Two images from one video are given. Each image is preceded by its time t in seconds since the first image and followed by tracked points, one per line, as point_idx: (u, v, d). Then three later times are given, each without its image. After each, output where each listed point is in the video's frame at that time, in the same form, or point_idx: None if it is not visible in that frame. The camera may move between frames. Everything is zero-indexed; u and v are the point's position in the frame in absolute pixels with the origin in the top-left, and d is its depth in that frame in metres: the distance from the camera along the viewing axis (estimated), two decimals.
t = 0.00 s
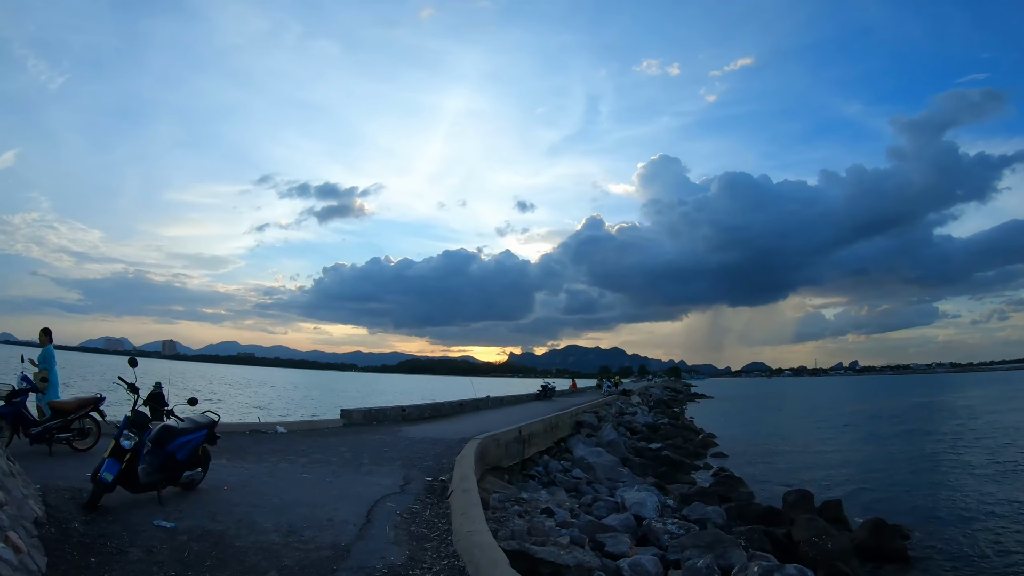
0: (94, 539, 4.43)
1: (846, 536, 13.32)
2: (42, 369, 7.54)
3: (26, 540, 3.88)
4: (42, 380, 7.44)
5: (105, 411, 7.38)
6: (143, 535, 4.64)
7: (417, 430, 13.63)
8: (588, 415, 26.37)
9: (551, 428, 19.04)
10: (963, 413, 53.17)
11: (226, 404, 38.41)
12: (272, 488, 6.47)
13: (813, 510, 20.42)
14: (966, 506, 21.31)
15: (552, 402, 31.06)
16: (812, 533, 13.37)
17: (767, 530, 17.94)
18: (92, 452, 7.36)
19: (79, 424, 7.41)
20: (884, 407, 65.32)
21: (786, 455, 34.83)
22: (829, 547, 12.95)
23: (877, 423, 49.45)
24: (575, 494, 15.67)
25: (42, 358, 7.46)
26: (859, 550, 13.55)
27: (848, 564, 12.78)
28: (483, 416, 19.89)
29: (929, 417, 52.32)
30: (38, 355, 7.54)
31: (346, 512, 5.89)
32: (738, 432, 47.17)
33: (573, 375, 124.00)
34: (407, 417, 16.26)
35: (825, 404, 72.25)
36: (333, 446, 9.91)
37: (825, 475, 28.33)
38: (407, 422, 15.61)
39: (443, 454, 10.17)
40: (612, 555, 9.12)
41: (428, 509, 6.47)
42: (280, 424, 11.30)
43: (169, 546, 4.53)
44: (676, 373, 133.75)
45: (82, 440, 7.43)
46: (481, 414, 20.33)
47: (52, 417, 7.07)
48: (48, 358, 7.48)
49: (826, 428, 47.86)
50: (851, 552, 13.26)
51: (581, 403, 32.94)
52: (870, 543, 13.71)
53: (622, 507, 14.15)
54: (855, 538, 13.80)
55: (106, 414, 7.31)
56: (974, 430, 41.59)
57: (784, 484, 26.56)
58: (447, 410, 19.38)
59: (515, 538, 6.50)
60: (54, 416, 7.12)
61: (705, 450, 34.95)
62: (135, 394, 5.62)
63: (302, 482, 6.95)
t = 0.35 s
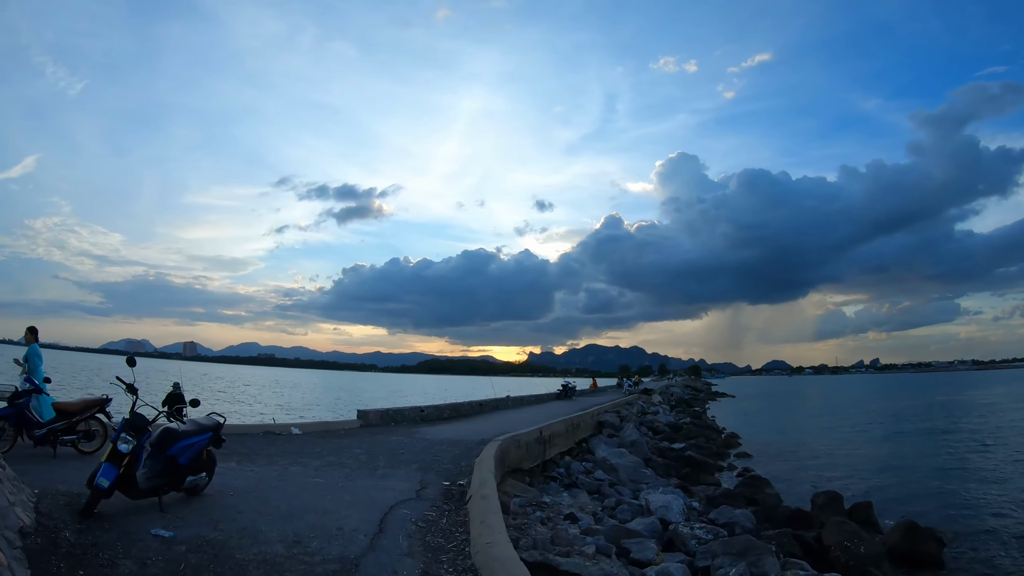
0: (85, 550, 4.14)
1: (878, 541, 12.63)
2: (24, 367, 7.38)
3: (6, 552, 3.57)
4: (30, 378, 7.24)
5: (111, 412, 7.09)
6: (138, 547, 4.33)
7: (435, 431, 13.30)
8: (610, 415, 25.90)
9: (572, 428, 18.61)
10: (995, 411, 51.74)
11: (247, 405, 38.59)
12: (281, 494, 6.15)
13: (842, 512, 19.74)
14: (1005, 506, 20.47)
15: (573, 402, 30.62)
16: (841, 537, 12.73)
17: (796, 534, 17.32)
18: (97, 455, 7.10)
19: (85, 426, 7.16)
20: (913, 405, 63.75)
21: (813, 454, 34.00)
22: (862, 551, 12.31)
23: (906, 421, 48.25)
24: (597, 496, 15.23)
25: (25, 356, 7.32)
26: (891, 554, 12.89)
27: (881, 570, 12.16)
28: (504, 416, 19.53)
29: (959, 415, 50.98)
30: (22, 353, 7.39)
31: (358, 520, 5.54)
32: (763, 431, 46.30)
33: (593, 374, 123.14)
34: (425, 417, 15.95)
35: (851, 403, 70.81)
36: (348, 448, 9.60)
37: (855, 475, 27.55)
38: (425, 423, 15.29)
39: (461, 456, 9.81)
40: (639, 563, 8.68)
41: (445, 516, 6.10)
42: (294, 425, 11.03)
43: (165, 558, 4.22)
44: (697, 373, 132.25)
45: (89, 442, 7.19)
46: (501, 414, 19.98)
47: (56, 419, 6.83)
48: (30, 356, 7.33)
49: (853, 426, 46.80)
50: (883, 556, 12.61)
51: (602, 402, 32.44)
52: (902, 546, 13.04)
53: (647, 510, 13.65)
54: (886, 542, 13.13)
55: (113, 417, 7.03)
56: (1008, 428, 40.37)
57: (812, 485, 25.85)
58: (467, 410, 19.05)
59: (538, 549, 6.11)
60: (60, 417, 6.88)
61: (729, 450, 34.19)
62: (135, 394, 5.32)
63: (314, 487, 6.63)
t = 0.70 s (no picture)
0: (83, 563, 3.87)
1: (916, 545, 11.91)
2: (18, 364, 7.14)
3: None
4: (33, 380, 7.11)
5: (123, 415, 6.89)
6: (142, 558, 4.06)
7: (457, 432, 12.99)
8: (635, 415, 25.40)
9: (597, 428, 18.19)
10: None
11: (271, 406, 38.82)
12: (297, 499, 5.84)
13: (875, 515, 18.98)
14: None
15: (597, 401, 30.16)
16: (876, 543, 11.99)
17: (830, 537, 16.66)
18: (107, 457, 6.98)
19: (97, 427, 7.02)
20: (945, 403, 62.08)
21: (844, 453, 33.08)
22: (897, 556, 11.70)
23: (940, 419, 46.83)
24: (624, 499, 14.77)
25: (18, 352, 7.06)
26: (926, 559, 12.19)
27: None
28: (527, 416, 19.17)
29: (996, 412, 49.39)
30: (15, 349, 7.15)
31: (376, 529, 5.20)
32: (790, 430, 45.29)
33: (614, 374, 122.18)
34: (448, 418, 15.66)
35: (881, 401, 69.15)
36: (369, 450, 9.31)
37: (889, 474, 26.67)
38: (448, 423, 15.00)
39: (485, 459, 9.46)
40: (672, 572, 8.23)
41: (469, 524, 5.73)
42: (314, 426, 10.81)
43: (168, 570, 3.93)
44: (721, 371, 130.56)
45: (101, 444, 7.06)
46: (524, 414, 19.62)
47: (67, 421, 6.71)
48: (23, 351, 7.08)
49: (885, 425, 45.56)
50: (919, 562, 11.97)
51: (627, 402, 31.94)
52: (938, 551, 12.30)
53: (676, 514, 13.11)
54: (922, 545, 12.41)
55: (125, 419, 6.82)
56: None
57: (844, 484, 25.07)
58: (489, 411, 18.73)
59: (568, 560, 5.71)
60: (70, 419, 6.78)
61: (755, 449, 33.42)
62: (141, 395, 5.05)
63: (331, 492, 6.30)
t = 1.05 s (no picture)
0: None
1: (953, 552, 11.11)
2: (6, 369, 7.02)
3: None
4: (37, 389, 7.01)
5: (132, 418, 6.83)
6: None
7: (477, 435, 12.65)
8: (657, 416, 24.91)
9: (620, 431, 17.77)
10: None
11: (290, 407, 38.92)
12: (312, 510, 5.55)
13: (906, 521, 18.25)
14: None
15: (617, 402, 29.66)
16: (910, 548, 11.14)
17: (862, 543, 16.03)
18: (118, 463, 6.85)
19: (106, 433, 6.92)
20: (973, 402, 60.57)
21: (872, 453, 32.22)
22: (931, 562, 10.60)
23: (970, 419, 45.60)
24: (649, 504, 14.31)
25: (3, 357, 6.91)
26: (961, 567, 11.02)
27: None
28: (548, 418, 18.81)
29: None
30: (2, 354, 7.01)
31: (394, 543, 4.88)
32: (815, 430, 44.37)
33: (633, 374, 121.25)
34: (467, 420, 15.34)
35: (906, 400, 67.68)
36: (387, 455, 9.01)
37: (921, 475, 25.87)
38: (467, 426, 14.67)
39: (507, 465, 9.12)
40: None
41: (493, 537, 5.39)
42: (331, 430, 10.55)
43: None
44: (741, 371, 128.96)
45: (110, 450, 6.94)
46: (545, 417, 19.25)
47: (75, 426, 6.62)
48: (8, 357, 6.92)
49: (913, 424, 44.47)
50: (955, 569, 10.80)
51: (648, 402, 31.38)
52: (974, 557, 11.13)
53: (703, 520, 12.61)
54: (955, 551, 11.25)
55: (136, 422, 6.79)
56: None
57: (874, 486, 24.33)
58: (509, 412, 18.39)
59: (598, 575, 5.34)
60: (78, 424, 6.63)
61: (779, 450, 32.69)
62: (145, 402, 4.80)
63: (348, 502, 6.01)
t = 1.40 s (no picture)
0: None
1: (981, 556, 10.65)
2: None
3: None
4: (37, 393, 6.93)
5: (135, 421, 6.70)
6: None
7: (492, 437, 12.36)
8: (675, 417, 24.48)
9: (638, 431, 17.40)
10: None
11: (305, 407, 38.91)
12: (321, 518, 5.27)
13: (932, 524, 17.60)
14: None
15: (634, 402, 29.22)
16: (937, 553, 10.66)
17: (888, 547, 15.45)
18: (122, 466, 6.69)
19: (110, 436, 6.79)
20: (996, 400, 59.37)
21: (895, 454, 31.52)
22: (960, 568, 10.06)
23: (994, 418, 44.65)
24: (669, 507, 13.92)
25: None
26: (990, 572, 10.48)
27: None
28: (564, 418, 18.48)
29: None
30: None
31: (407, 555, 4.57)
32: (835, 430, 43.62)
33: (647, 374, 120.59)
34: (482, 421, 15.05)
35: (926, 399, 66.47)
36: (400, 457, 8.73)
37: (946, 477, 25.22)
38: (483, 428, 14.39)
39: (524, 468, 8.79)
40: None
41: (511, 548, 5.07)
42: (344, 431, 10.31)
43: None
44: (755, 369, 127.54)
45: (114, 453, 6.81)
46: (561, 417, 18.92)
47: (77, 428, 6.53)
48: None
49: (936, 423, 43.60)
50: None
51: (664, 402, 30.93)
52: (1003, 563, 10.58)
53: (725, 524, 12.19)
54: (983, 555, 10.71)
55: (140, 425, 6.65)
56: None
57: (899, 488, 23.72)
58: (524, 413, 18.07)
59: None
60: (81, 427, 6.49)
61: (798, 451, 32.09)
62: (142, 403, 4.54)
63: (359, 508, 5.73)
